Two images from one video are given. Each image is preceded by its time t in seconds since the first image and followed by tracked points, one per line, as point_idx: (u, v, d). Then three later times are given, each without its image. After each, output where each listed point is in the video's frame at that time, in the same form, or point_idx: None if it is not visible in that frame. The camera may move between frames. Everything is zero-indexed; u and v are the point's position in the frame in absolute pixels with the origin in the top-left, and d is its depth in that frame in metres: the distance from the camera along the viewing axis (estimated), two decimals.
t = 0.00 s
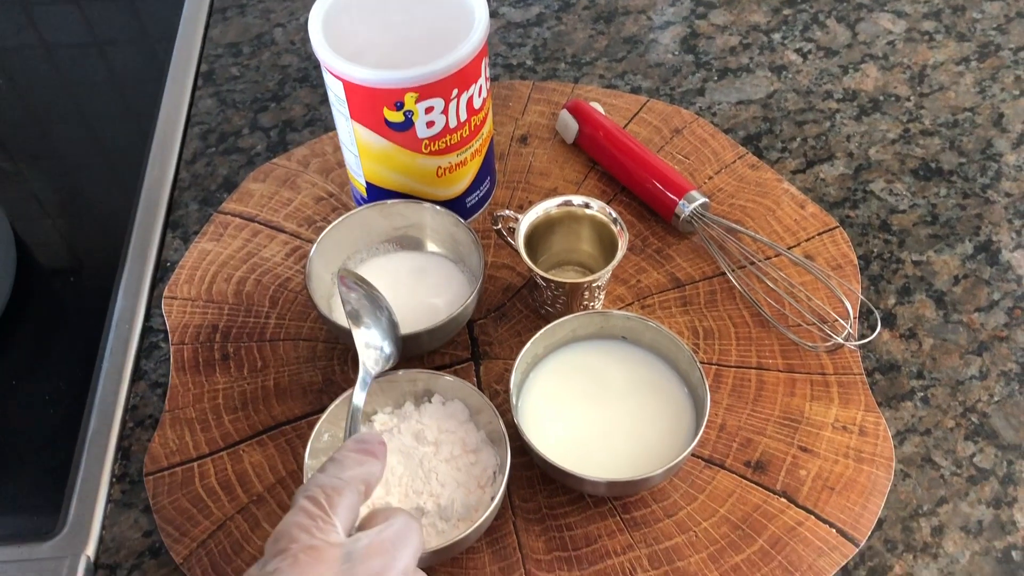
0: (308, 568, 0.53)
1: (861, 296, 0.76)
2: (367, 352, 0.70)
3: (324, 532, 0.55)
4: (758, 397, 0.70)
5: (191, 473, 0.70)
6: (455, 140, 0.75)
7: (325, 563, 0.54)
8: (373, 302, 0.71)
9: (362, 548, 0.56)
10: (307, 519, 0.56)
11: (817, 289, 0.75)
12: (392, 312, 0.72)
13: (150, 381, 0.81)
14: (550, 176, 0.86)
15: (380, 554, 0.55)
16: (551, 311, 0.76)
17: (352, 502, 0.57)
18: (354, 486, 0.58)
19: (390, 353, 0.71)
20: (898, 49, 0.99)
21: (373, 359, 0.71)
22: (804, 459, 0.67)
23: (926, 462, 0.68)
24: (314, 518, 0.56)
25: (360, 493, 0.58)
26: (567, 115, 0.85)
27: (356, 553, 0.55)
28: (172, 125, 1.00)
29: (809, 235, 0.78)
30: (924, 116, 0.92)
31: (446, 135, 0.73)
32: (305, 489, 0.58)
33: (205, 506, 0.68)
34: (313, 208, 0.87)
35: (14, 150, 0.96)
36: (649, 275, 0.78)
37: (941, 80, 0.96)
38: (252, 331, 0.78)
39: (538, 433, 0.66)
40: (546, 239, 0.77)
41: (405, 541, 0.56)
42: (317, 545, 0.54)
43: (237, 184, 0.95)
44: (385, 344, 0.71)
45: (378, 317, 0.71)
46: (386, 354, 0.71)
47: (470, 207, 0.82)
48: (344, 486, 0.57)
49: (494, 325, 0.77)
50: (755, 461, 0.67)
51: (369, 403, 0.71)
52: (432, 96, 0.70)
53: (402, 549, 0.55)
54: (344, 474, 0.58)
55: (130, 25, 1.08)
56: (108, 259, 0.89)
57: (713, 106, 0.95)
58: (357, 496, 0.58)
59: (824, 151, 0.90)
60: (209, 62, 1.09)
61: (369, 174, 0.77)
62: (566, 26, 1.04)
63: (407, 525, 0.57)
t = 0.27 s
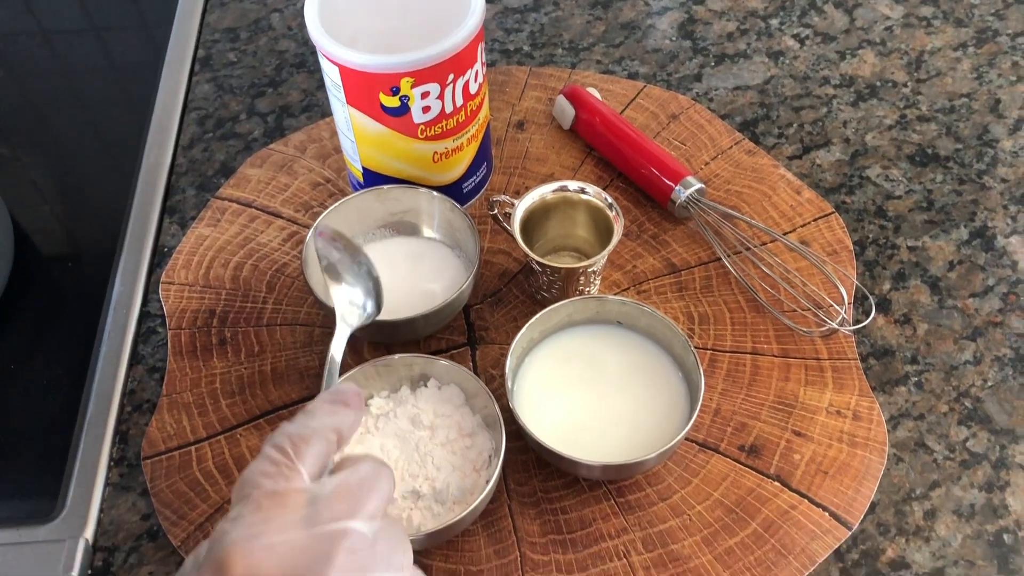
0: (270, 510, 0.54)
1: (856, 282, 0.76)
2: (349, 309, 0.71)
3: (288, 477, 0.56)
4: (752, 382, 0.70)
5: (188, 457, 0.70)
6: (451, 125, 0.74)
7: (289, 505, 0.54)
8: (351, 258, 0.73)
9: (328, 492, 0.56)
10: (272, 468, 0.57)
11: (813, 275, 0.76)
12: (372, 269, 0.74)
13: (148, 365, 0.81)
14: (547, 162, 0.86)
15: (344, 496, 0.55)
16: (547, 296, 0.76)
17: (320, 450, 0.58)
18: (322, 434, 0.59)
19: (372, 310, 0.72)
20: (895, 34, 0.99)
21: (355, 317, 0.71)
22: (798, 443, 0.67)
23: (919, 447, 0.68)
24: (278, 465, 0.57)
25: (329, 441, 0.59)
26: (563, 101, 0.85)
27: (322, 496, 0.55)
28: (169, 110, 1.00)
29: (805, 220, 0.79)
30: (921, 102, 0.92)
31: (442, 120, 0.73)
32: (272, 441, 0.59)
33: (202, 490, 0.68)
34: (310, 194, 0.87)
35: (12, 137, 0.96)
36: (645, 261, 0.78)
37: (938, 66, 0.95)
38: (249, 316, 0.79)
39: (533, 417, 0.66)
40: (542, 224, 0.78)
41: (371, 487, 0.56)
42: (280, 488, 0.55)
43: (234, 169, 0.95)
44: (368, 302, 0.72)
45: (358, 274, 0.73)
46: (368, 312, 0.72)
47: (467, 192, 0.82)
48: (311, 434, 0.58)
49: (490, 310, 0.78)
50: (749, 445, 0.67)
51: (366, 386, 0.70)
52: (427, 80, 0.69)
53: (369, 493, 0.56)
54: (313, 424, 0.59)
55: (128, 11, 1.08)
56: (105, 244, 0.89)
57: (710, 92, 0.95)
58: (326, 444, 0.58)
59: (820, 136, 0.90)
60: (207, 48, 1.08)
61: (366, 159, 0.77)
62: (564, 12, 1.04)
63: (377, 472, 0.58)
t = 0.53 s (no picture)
0: (277, 481, 0.54)
1: (852, 272, 0.76)
2: (367, 297, 0.72)
3: (296, 451, 0.57)
4: (747, 372, 0.70)
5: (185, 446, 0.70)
6: (447, 115, 0.74)
7: (295, 477, 0.54)
8: (368, 246, 0.75)
9: (335, 466, 0.55)
10: (283, 443, 0.58)
11: (808, 266, 0.76)
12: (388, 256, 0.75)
13: (145, 355, 0.81)
14: (543, 152, 0.86)
15: (350, 470, 0.55)
16: (542, 286, 0.76)
17: (330, 426, 0.58)
18: (332, 411, 0.58)
19: (390, 297, 0.72)
20: (893, 25, 0.99)
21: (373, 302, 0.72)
22: (792, 433, 0.67)
23: (913, 437, 0.68)
24: (287, 440, 0.58)
25: (338, 418, 0.58)
26: (560, 92, 0.85)
27: (328, 470, 0.55)
28: (166, 101, 1.00)
29: (800, 211, 0.79)
30: (918, 92, 0.92)
31: (438, 110, 0.73)
32: (284, 417, 0.60)
33: (198, 479, 0.68)
34: (307, 184, 0.87)
35: (9, 127, 0.96)
36: (640, 252, 0.78)
37: (936, 57, 0.95)
38: (245, 306, 0.79)
39: (528, 406, 0.66)
40: (538, 215, 0.78)
41: (380, 462, 0.56)
42: (287, 461, 0.56)
43: (231, 159, 0.95)
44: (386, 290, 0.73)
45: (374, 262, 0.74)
46: (386, 300, 0.72)
47: (463, 182, 0.82)
48: (320, 410, 0.58)
49: (486, 300, 0.78)
50: (743, 435, 0.67)
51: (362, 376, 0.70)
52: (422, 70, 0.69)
53: (376, 469, 0.55)
54: (324, 401, 0.59)
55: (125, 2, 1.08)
56: (102, 234, 0.89)
57: (707, 82, 0.95)
58: (335, 421, 0.58)
59: (817, 127, 0.90)
60: (203, 38, 1.08)
61: (362, 149, 0.77)
62: (561, 2, 1.04)
63: (385, 449, 0.57)
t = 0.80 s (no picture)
0: (262, 493, 0.54)
1: (851, 268, 0.76)
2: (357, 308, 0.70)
3: (282, 463, 0.57)
4: (746, 367, 0.70)
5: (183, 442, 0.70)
6: (446, 111, 0.74)
7: (281, 489, 0.54)
8: (357, 255, 0.71)
9: (322, 477, 0.55)
10: (269, 453, 0.58)
11: (807, 261, 0.76)
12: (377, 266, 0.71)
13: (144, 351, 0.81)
14: (542, 148, 0.86)
15: (337, 481, 0.55)
16: (541, 282, 0.76)
17: (317, 437, 0.58)
18: (319, 422, 0.58)
19: (379, 309, 0.70)
20: (892, 20, 0.99)
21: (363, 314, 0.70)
22: (791, 429, 0.67)
23: (912, 432, 0.68)
24: (273, 451, 0.57)
25: (325, 429, 0.58)
26: (559, 87, 0.85)
27: (315, 482, 0.55)
28: (165, 96, 1.00)
29: (800, 206, 0.79)
30: (918, 87, 0.92)
31: (436, 106, 0.73)
32: (271, 427, 0.59)
33: (197, 475, 0.68)
34: (305, 179, 0.87)
35: (9, 123, 0.96)
36: (639, 247, 0.78)
37: (935, 52, 0.95)
38: (244, 302, 0.79)
39: (527, 403, 0.66)
40: (536, 211, 0.77)
41: (367, 473, 0.55)
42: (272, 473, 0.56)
43: (229, 155, 0.95)
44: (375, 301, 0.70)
45: (364, 271, 0.71)
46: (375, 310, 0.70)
47: (462, 178, 0.82)
48: (307, 421, 0.58)
49: (485, 296, 0.78)
50: (742, 431, 0.67)
51: (360, 372, 0.70)
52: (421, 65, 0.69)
53: (363, 480, 0.55)
54: (311, 411, 0.59)
55: None
56: (101, 229, 0.89)
57: (706, 77, 0.95)
58: (322, 432, 0.58)
59: (817, 122, 0.89)
60: (202, 33, 1.08)
61: (360, 145, 0.76)
62: None
63: (373, 459, 0.56)
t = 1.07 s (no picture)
0: (281, 501, 0.53)
1: (852, 263, 0.76)
2: (376, 313, 0.71)
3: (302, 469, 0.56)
4: (746, 362, 0.70)
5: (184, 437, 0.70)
6: (446, 106, 0.74)
7: (300, 496, 0.54)
8: (379, 261, 0.71)
9: (341, 485, 0.55)
10: (286, 459, 0.57)
11: (808, 256, 0.76)
12: (400, 271, 0.71)
13: (144, 346, 0.81)
14: (542, 143, 0.85)
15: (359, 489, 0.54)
16: (542, 277, 0.76)
17: (335, 443, 0.57)
18: (338, 428, 0.57)
19: (398, 315, 0.71)
20: (893, 15, 0.99)
21: (382, 319, 0.71)
22: (792, 424, 0.67)
23: (913, 428, 0.68)
24: (291, 457, 0.56)
25: (344, 435, 0.57)
26: (559, 82, 0.85)
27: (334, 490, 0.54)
28: (164, 93, 1.00)
29: (801, 201, 0.79)
30: (919, 82, 0.92)
31: (436, 100, 0.73)
32: (287, 432, 0.58)
33: (197, 470, 0.68)
34: (305, 175, 0.87)
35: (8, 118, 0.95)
36: (640, 242, 0.78)
37: (936, 47, 0.95)
38: (244, 297, 0.79)
39: (528, 398, 0.66)
40: (537, 206, 0.77)
41: (388, 481, 0.55)
42: (292, 480, 0.55)
43: (229, 150, 0.95)
44: (393, 305, 0.71)
45: (386, 277, 0.71)
46: (394, 315, 0.71)
47: (462, 173, 0.82)
48: (325, 427, 0.57)
49: (485, 291, 0.78)
50: (742, 426, 0.67)
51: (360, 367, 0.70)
52: (420, 61, 0.69)
53: (385, 488, 0.55)
54: (329, 417, 0.58)
55: None
56: (101, 224, 0.89)
57: (706, 72, 0.95)
58: (341, 438, 0.57)
59: (818, 117, 0.89)
60: (202, 28, 1.08)
61: (360, 140, 0.76)
62: None
63: (393, 467, 0.56)
